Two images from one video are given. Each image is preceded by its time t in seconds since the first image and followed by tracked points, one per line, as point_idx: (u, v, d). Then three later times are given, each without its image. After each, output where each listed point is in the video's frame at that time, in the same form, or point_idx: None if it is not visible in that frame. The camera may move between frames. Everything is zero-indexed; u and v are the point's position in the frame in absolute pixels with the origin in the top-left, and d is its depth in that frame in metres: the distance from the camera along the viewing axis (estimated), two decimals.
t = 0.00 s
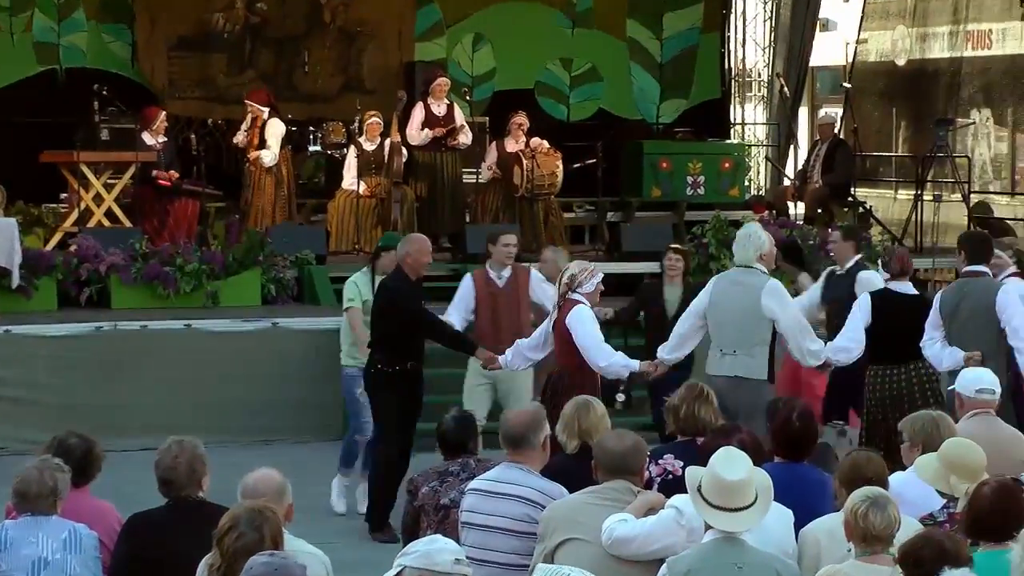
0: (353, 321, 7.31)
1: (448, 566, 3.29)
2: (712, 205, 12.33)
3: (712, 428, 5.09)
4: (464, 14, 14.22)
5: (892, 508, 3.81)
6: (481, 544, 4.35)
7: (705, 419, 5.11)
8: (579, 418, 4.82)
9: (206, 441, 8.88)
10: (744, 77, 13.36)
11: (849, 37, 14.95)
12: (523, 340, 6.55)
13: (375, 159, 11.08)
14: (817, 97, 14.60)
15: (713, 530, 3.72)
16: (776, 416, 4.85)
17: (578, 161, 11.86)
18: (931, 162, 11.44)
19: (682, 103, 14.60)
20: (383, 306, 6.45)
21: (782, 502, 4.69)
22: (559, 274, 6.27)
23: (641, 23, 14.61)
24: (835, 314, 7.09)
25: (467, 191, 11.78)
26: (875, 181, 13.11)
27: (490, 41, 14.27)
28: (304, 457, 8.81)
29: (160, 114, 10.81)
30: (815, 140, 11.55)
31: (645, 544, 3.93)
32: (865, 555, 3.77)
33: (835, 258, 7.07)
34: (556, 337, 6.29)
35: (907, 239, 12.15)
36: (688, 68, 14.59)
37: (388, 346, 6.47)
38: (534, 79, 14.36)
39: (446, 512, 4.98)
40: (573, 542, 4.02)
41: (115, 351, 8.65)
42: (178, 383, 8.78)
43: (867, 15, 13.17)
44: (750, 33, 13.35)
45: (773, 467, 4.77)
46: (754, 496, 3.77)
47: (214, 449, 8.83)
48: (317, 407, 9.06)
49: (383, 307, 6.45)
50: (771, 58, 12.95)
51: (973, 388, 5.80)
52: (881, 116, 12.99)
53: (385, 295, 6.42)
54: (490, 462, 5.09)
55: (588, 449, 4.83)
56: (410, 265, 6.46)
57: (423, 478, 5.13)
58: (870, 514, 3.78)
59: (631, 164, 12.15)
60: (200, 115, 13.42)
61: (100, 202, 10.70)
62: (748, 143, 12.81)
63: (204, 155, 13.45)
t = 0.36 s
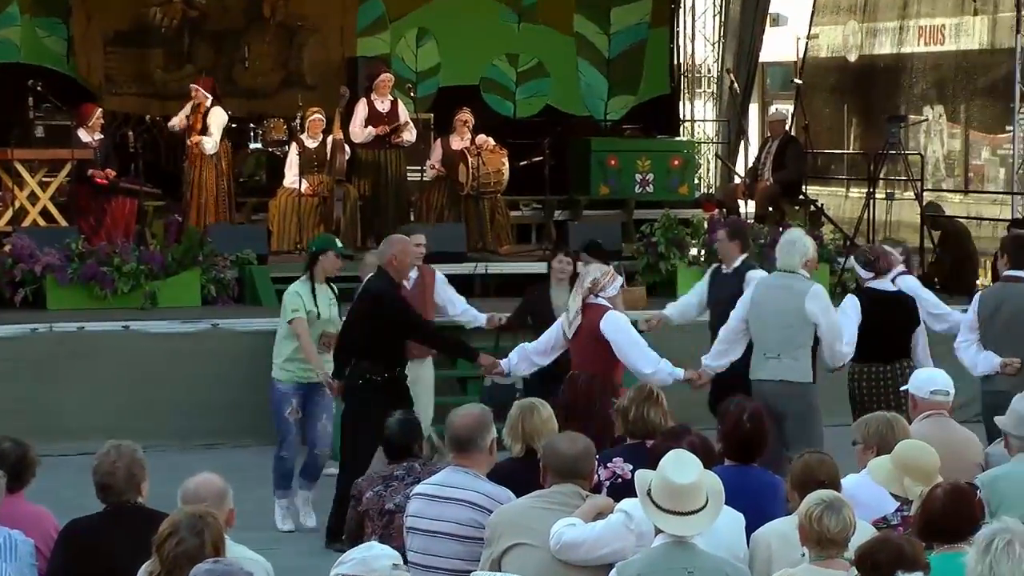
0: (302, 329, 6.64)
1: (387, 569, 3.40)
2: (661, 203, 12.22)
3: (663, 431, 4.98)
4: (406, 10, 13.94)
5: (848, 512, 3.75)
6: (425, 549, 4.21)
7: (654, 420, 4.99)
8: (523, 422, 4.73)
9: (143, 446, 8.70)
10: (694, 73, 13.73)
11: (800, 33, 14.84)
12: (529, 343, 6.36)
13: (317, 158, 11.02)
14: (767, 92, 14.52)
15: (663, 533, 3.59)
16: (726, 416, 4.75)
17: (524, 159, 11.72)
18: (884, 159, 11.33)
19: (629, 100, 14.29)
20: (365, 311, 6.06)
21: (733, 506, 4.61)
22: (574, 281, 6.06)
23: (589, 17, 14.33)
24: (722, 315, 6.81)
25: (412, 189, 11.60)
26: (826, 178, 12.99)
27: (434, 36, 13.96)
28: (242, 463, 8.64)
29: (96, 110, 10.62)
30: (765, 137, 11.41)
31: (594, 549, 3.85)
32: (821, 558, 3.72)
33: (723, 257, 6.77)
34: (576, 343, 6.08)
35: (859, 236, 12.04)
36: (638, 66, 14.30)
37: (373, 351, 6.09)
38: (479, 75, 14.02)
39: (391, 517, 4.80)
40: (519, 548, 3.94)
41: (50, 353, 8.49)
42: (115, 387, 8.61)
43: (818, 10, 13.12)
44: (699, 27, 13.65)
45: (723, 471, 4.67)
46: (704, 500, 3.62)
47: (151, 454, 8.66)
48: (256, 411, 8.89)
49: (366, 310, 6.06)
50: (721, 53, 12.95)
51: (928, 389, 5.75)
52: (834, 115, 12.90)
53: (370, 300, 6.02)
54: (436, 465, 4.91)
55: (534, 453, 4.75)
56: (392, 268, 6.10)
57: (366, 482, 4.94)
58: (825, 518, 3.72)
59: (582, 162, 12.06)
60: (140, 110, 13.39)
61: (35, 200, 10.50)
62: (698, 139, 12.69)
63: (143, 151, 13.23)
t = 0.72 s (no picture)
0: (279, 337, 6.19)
1: None
2: (631, 202, 12.10)
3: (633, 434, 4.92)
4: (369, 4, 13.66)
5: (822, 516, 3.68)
6: (391, 555, 4.13)
7: (624, 423, 4.97)
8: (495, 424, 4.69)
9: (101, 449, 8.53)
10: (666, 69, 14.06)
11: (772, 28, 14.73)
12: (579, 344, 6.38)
13: (280, 156, 10.83)
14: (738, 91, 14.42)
15: (631, 536, 3.55)
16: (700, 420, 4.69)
17: (492, 157, 11.58)
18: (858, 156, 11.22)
19: (600, 96, 14.17)
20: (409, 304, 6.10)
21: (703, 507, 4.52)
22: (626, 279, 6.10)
23: (558, 12, 14.09)
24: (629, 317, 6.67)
25: (377, 186, 11.42)
26: (799, 177, 12.90)
27: (400, 32, 13.73)
28: (205, 467, 8.49)
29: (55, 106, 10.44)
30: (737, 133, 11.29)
31: (565, 553, 3.76)
32: (797, 562, 3.68)
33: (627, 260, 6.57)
34: (633, 342, 6.10)
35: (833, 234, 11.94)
36: (605, 60, 14.20)
37: (425, 342, 6.17)
38: (447, 70, 13.78)
39: (356, 522, 4.67)
40: (489, 554, 3.84)
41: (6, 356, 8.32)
42: (74, 389, 8.44)
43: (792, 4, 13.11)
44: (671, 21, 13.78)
45: (694, 473, 4.60)
46: (674, 502, 3.57)
47: (110, 458, 8.49)
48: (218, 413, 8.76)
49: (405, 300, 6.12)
50: (692, 48, 12.94)
51: (903, 391, 5.58)
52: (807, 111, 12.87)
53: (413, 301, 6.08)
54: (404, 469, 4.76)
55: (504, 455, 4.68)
56: (435, 273, 6.18)
57: (332, 487, 4.78)
58: (801, 521, 3.67)
59: (549, 159, 11.90)
60: (98, 107, 13.18)
61: None
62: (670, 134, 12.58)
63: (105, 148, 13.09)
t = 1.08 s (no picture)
0: (311, 357, 5.88)
1: None
2: (605, 201, 11.94)
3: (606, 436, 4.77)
4: None
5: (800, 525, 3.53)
6: (359, 562, 4.04)
7: (598, 426, 4.84)
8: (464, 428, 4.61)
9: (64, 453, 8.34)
10: (639, 63, 13.66)
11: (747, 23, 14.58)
12: (638, 346, 5.89)
13: (246, 153, 10.53)
14: (713, 88, 14.30)
15: (603, 543, 3.42)
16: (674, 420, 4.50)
17: (463, 155, 11.42)
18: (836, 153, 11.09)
19: (572, 92, 14.02)
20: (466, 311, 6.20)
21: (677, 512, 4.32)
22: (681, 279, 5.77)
23: (530, 7, 13.96)
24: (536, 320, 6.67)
25: (345, 185, 11.24)
26: (774, 174, 12.76)
27: (369, 26, 13.50)
28: (170, 471, 8.32)
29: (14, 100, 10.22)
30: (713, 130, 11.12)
31: (538, 558, 3.66)
32: (773, 568, 3.55)
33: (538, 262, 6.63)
34: (691, 346, 5.75)
35: (810, 231, 11.81)
36: (576, 55, 14.03)
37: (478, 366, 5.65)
38: (415, 65, 13.56)
39: (324, 528, 4.51)
40: (458, 558, 3.75)
41: None
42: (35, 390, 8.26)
43: None
44: (644, 17, 13.61)
45: (668, 476, 4.40)
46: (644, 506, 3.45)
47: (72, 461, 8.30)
48: (182, 415, 8.59)
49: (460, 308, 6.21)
50: (670, 43, 12.82)
51: (882, 393, 5.38)
52: (783, 106, 12.75)
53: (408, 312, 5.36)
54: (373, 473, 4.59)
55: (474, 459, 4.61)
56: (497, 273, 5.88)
57: (298, 490, 4.61)
58: (778, 526, 3.54)
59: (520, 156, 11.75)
60: (60, 104, 12.99)
61: None
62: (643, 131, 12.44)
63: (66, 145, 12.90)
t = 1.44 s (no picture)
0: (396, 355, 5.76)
1: None
2: (589, 191, 11.81)
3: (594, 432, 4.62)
4: None
5: (791, 515, 3.52)
6: (343, 560, 3.99)
7: (582, 422, 4.68)
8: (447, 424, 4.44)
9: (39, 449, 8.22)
10: (624, 52, 13.52)
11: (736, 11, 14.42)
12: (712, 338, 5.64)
13: (223, 144, 10.40)
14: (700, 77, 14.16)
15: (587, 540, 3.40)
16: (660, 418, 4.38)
17: (445, 146, 11.25)
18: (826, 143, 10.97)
19: (556, 81, 13.87)
20: (551, 305, 5.86)
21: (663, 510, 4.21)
22: (753, 281, 5.61)
23: None
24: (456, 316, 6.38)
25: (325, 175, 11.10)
26: (764, 165, 12.62)
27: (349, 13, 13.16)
28: (149, 468, 8.18)
29: None
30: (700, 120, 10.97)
31: (520, 557, 3.60)
32: (761, 566, 3.51)
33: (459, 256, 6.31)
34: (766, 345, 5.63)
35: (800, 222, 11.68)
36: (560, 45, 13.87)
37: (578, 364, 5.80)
38: (397, 54, 13.35)
39: (304, 526, 4.39)
40: (442, 557, 3.70)
41: None
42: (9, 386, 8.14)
43: None
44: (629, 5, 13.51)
45: (656, 474, 4.29)
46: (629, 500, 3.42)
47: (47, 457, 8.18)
48: (162, 410, 8.42)
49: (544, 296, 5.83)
50: (655, 32, 12.66)
51: (874, 387, 5.22)
52: (770, 93, 12.62)
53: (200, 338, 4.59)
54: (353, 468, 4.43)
55: (455, 456, 4.45)
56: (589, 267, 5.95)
57: (278, 486, 4.46)
58: (767, 523, 3.49)
59: (504, 145, 11.59)
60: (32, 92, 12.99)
61: None
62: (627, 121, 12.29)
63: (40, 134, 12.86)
